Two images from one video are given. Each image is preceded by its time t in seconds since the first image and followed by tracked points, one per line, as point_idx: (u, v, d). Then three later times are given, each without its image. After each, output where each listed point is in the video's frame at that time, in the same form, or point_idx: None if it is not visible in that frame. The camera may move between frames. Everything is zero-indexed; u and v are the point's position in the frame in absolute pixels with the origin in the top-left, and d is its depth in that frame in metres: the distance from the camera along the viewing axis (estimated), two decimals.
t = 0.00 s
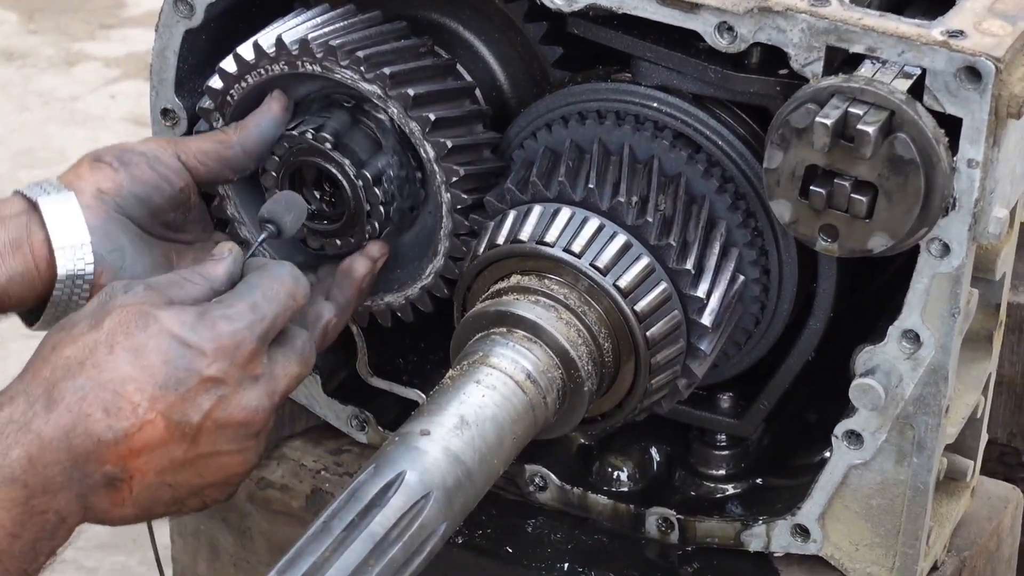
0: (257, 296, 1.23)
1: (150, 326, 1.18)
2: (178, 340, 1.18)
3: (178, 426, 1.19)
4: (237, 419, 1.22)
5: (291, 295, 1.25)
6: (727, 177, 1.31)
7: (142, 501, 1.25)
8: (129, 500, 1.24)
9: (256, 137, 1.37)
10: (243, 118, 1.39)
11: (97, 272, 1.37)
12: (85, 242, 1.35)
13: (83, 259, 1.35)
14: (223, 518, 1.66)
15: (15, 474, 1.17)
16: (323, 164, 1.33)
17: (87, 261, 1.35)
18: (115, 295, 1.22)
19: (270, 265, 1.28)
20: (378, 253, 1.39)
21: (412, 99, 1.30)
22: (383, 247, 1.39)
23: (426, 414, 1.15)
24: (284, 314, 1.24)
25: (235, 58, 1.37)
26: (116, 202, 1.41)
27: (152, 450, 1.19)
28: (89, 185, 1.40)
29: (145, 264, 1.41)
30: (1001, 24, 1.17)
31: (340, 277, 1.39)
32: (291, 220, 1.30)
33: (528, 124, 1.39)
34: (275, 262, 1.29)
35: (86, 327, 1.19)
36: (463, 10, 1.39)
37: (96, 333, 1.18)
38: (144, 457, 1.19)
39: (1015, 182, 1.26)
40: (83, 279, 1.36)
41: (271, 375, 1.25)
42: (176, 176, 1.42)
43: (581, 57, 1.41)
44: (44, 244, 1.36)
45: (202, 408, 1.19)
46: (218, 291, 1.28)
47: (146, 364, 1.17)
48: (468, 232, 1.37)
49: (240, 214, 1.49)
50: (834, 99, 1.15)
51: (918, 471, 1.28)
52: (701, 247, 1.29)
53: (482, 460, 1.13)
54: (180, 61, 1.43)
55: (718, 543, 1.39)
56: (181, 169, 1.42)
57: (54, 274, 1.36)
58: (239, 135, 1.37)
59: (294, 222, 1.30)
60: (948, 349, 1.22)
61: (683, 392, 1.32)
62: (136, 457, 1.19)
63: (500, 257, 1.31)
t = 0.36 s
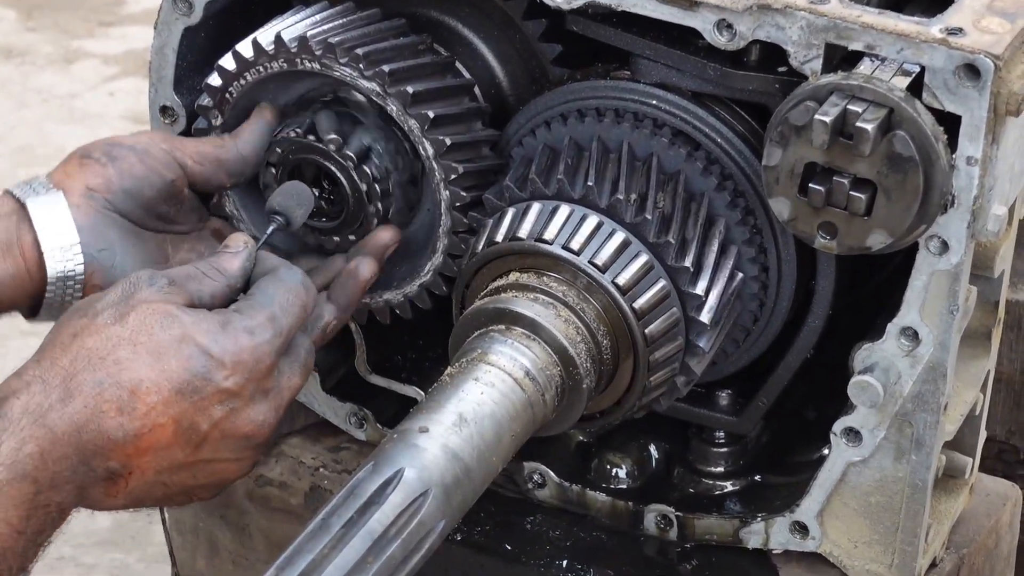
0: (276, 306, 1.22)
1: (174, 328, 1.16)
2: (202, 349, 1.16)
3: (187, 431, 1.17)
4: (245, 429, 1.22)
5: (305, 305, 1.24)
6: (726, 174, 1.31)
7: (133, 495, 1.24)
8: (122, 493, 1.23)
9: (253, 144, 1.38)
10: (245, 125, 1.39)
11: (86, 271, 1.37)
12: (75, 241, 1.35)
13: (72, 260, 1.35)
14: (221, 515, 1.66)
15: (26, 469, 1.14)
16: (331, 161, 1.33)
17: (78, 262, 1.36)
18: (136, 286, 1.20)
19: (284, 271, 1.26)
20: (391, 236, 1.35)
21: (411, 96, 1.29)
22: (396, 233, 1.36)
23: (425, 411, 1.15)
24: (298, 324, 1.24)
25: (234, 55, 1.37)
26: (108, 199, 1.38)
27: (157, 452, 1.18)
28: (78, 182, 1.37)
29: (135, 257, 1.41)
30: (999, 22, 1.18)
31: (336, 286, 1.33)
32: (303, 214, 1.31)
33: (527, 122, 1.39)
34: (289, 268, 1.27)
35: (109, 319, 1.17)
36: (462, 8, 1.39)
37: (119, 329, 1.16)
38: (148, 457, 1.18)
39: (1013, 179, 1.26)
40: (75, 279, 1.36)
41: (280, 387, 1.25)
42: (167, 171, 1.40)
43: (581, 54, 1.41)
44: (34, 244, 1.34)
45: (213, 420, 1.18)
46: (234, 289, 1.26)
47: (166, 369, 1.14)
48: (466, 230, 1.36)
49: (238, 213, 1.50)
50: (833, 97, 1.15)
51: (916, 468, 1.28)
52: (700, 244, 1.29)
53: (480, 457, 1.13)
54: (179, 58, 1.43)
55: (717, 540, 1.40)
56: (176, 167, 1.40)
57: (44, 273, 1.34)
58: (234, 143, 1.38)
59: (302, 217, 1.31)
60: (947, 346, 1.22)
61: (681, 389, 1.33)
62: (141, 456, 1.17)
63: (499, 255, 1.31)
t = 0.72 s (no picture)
0: (257, 347, 1.23)
1: (161, 360, 1.15)
2: (186, 386, 1.15)
3: (162, 463, 1.18)
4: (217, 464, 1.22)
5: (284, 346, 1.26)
6: (726, 172, 1.31)
7: (99, 518, 1.24)
8: (89, 515, 1.23)
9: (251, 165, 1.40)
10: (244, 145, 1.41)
11: (81, 295, 1.33)
12: (66, 270, 1.31)
13: (65, 288, 1.32)
14: (222, 514, 1.66)
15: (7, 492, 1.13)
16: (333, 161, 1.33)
17: (72, 289, 1.32)
18: (124, 310, 1.19)
19: (266, 308, 1.27)
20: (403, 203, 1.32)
21: (410, 94, 1.29)
22: (408, 198, 1.33)
23: (425, 410, 1.15)
24: (276, 362, 1.25)
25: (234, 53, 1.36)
26: (97, 223, 1.37)
27: (131, 477, 1.18)
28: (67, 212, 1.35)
29: (133, 276, 1.37)
30: (999, 19, 1.18)
31: (323, 301, 1.32)
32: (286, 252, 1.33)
33: (527, 120, 1.39)
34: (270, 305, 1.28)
35: (97, 345, 1.16)
36: (463, 7, 1.39)
37: (106, 355, 1.15)
38: (120, 484, 1.18)
39: (1013, 177, 1.26)
40: (71, 307, 1.32)
41: (252, 424, 1.26)
42: (164, 190, 1.40)
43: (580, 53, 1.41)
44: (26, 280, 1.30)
45: (190, 453, 1.18)
46: (214, 319, 1.27)
47: (150, 402, 1.14)
48: (466, 228, 1.37)
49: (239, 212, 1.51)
50: (832, 95, 1.15)
51: (917, 466, 1.28)
52: (700, 242, 1.29)
53: (481, 455, 1.13)
54: (179, 57, 1.43)
55: (717, 539, 1.39)
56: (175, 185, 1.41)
57: (38, 313, 1.32)
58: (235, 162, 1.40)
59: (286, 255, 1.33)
60: (947, 344, 1.22)
61: (682, 388, 1.33)
62: (112, 483, 1.18)
63: (499, 254, 1.31)
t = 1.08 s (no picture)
0: (244, 439, 1.22)
1: (150, 452, 1.16)
2: (172, 476, 1.16)
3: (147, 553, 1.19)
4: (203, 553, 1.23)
5: (269, 436, 1.25)
6: (722, 254, 1.32)
7: None
8: None
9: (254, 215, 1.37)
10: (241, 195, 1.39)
11: (90, 331, 1.34)
12: (79, 297, 1.33)
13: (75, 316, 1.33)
14: None
15: None
16: (337, 236, 1.33)
17: (80, 317, 1.33)
18: (111, 399, 1.20)
19: (253, 398, 1.27)
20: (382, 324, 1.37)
21: (408, 177, 1.30)
22: (390, 317, 1.38)
23: (424, 493, 1.15)
24: (263, 456, 1.24)
25: (235, 137, 1.40)
26: (109, 260, 1.38)
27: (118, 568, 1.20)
28: (80, 241, 1.37)
29: (138, 319, 1.37)
30: (994, 103, 1.16)
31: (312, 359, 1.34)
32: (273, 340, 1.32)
33: (524, 202, 1.40)
34: (257, 396, 1.28)
35: (86, 438, 1.17)
36: (460, 87, 1.41)
37: (95, 447, 1.16)
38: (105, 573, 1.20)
39: (1008, 260, 1.25)
40: (77, 337, 1.33)
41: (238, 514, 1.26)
42: (173, 237, 1.41)
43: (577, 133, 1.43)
44: (36, 300, 1.33)
45: (176, 542, 1.19)
46: (201, 410, 1.24)
47: (138, 492, 1.15)
48: (465, 309, 1.37)
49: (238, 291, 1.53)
50: (827, 177, 1.16)
51: (914, 546, 1.30)
52: (696, 323, 1.30)
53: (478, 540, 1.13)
54: (178, 139, 1.45)
55: None
56: (179, 233, 1.40)
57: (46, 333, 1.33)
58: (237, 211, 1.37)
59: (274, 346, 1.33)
60: (943, 426, 1.22)
61: (680, 467, 1.33)
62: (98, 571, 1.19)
63: (498, 333, 1.31)
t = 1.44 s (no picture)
0: (238, 392, 1.24)
1: (141, 406, 1.17)
2: (163, 431, 1.17)
3: (139, 510, 1.19)
4: (197, 508, 1.24)
5: (264, 390, 1.27)
6: (723, 216, 1.31)
7: (74, 561, 1.25)
8: (63, 558, 1.24)
9: (247, 175, 1.35)
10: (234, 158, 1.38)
11: (95, 301, 1.35)
12: (81, 270, 1.35)
13: (80, 289, 1.34)
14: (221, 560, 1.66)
15: None
16: (329, 198, 1.32)
17: (87, 290, 1.34)
18: (104, 352, 1.20)
19: (247, 352, 1.29)
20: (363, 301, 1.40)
21: (408, 139, 1.30)
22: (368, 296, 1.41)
23: (423, 455, 1.15)
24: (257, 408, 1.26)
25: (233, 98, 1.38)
26: (108, 232, 1.39)
27: (108, 523, 1.19)
28: (82, 214, 1.38)
29: (143, 289, 1.39)
30: (995, 62, 1.16)
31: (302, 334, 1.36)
32: (270, 292, 1.37)
33: (525, 163, 1.39)
34: (251, 350, 1.30)
35: (77, 391, 1.18)
36: (461, 49, 1.40)
37: (85, 402, 1.17)
38: (95, 530, 1.19)
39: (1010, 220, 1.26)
40: (82, 308, 1.35)
41: (230, 469, 1.27)
42: (166, 203, 1.41)
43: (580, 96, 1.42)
44: (40, 274, 1.34)
45: (167, 498, 1.20)
46: (196, 361, 1.27)
47: (127, 449, 1.15)
48: (464, 272, 1.36)
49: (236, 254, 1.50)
50: (829, 139, 1.15)
51: (915, 509, 1.30)
52: (697, 286, 1.30)
53: (478, 501, 1.13)
54: (177, 101, 1.44)
55: None
56: (173, 199, 1.41)
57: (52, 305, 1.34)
58: (230, 172, 1.36)
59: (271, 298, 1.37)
60: (944, 389, 1.22)
61: (680, 430, 1.32)
62: (88, 528, 1.19)
63: (497, 298, 1.31)
